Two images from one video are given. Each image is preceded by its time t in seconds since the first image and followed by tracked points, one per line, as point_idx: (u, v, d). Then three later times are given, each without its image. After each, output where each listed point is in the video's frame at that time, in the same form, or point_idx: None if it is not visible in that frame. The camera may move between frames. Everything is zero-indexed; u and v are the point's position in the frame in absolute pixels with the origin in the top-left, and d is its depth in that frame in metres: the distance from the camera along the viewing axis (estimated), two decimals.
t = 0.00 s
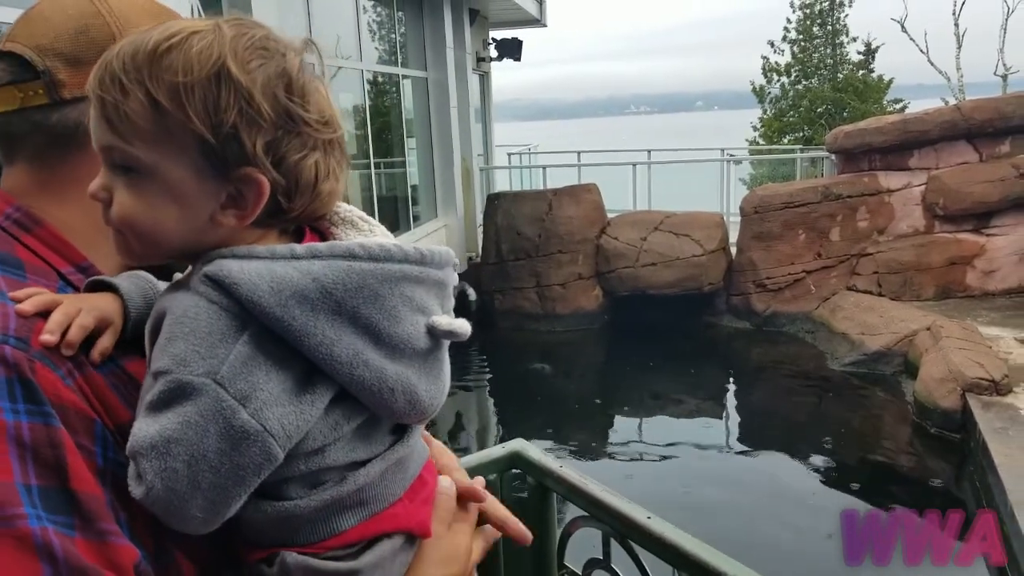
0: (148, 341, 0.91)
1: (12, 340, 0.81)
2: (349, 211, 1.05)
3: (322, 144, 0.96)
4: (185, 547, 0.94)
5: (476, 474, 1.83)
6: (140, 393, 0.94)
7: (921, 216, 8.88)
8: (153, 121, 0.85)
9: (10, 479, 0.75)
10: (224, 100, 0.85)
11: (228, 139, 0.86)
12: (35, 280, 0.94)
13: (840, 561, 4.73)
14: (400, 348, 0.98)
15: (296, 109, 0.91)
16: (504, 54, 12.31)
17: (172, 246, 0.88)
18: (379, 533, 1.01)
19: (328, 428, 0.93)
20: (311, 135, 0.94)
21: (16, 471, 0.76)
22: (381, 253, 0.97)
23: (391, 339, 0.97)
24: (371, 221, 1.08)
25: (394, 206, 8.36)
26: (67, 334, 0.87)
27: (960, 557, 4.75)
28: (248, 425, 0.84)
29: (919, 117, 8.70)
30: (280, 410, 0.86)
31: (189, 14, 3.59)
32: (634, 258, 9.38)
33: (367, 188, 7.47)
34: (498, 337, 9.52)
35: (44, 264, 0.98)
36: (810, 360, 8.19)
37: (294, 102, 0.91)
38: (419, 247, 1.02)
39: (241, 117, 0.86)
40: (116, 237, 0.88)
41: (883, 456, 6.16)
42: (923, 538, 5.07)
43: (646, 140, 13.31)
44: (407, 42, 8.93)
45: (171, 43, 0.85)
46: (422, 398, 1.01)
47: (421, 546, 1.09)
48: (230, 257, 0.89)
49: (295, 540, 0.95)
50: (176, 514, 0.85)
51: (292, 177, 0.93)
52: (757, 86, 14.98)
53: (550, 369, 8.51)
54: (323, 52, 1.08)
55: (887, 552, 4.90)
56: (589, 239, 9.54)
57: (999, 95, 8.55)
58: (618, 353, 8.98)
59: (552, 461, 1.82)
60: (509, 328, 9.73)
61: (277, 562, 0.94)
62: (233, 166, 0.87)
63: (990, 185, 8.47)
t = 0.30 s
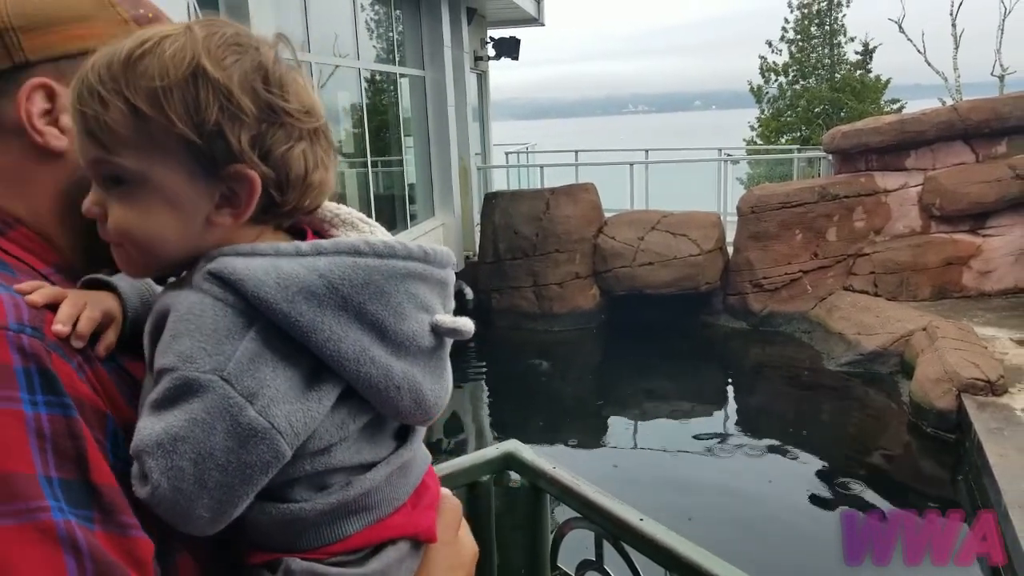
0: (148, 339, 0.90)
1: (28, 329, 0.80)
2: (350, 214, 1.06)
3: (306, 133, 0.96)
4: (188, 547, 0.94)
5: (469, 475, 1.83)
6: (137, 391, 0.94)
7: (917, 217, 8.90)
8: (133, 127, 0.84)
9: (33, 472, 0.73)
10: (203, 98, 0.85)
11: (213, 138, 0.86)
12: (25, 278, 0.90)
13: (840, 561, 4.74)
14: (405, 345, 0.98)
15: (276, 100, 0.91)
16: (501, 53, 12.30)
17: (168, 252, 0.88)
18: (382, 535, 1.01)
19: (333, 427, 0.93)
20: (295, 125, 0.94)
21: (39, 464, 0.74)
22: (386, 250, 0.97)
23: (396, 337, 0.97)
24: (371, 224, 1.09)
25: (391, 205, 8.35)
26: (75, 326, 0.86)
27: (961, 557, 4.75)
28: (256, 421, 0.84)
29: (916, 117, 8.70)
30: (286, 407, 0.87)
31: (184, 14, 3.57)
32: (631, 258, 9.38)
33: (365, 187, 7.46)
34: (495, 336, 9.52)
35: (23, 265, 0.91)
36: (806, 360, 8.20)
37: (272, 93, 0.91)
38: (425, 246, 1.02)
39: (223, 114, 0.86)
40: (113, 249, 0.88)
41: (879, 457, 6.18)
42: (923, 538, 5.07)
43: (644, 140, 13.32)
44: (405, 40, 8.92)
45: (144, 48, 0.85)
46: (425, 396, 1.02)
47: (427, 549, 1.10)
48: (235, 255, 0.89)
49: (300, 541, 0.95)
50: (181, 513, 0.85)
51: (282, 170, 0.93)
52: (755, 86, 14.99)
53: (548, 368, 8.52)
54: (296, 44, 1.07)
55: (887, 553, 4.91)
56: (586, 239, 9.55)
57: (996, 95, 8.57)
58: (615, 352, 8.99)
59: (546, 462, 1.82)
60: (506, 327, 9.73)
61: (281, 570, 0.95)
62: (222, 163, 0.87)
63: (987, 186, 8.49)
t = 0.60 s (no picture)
0: (163, 336, 0.88)
1: (24, 317, 0.77)
2: (367, 222, 1.04)
3: (340, 142, 0.95)
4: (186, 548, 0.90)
5: (463, 475, 1.82)
6: (132, 391, 0.91)
7: (916, 215, 8.89)
8: (173, 123, 0.83)
9: (24, 464, 0.70)
10: (245, 99, 0.84)
11: (251, 140, 0.85)
12: None
13: (841, 562, 4.73)
14: (428, 353, 0.97)
15: (316, 107, 0.90)
16: (500, 49, 12.27)
17: (192, 254, 0.87)
18: (391, 548, 0.98)
19: (353, 433, 0.92)
20: (332, 133, 0.93)
21: (31, 455, 0.70)
22: (414, 258, 0.96)
23: (419, 345, 0.96)
24: (389, 232, 1.06)
25: (388, 202, 8.32)
26: (71, 318, 0.84)
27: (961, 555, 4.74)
28: (280, 425, 0.83)
29: (915, 115, 8.68)
30: (310, 412, 0.85)
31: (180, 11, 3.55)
32: (629, 256, 9.37)
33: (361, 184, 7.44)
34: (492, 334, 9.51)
35: None
36: (804, 359, 8.18)
37: (312, 100, 0.90)
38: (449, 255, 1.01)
39: (262, 116, 0.85)
40: (136, 246, 0.86)
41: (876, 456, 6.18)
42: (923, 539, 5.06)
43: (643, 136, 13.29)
44: (402, 36, 8.89)
45: (187, 45, 0.83)
46: (444, 406, 1.01)
47: (434, 565, 1.05)
48: (259, 254, 0.87)
49: (305, 548, 0.93)
50: (196, 516, 0.82)
51: (314, 178, 0.92)
52: (754, 83, 14.97)
53: (545, 366, 8.49)
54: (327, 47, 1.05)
55: (887, 553, 4.90)
56: (584, 236, 9.53)
57: (995, 93, 8.55)
58: (613, 351, 8.97)
59: (541, 462, 1.81)
60: (504, 324, 9.72)
61: None
62: (257, 165, 0.86)
63: (985, 184, 8.47)
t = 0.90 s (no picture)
0: (156, 332, 0.87)
1: None
2: (369, 219, 1.02)
3: (356, 142, 0.93)
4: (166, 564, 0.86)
5: (458, 475, 1.81)
6: (116, 405, 0.89)
7: (911, 212, 8.90)
8: (188, 97, 0.82)
9: None
10: (262, 81, 0.82)
11: (263, 123, 0.83)
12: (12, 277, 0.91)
13: (841, 561, 4.75)
14: (432, 352, 0.95)
15: (337, 102, 0.89)
16: (495, 46, 12.24)
17: (186, 234, 0.85)
18: (387, 551, 0.97)
19: (352, 433, 0.90)
20: (349, 132, 0.91)
21: None
22: (417, 252, 0.94)
23: (422, 342, 0.94)
24: (388, 227, 1.04)
25: (383, 199, 8.30)
26: (52, 324, 0.88)
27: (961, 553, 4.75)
28: (278, 424, 0.80)
29: (911, 113, 8.69)
30: (310, 411, 0.83)
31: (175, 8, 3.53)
32: (625, 254, 9.37)
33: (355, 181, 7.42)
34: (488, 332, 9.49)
35: None
36: (800, 357, 8.19)
37: (332, 93, 0.88)
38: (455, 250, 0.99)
39: (277, 101, 0.84)
40: (130, 220, 0.84)
41: (871, 454, 6.19)
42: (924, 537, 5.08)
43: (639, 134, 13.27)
44: (397, 33, 8.87)
45: (212, 21, 0.83)
46: (445, 405, 0.98)
47: (433, 568, 1.04)
48: (259, 247, 0.85)
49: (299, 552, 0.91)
50: (190, 520, 0.80)
51: (323, 172, 0.89)
52: (750, 80, 14.97)
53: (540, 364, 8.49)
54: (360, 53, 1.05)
55: (887, 552, 4.92)
56: (579, 234, 9.52)
57: (990, 91, 8.55)
58: (608, 349, 8.96)
59: (536, 462, 1.80)
60: (500, 323, 9.70)
61: None
62: (265, 150, 0.84)
63: (980, 182, 8.43)
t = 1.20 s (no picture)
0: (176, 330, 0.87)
1: (20, 302, 0.74)
2: (388, 219, 1.04)
3: (369, 146, 0.94)
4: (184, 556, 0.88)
5: (450, 472, 1.82)
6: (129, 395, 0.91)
7: (901, 210, 8.95)
8: (194, 103, 0.83)
9: (20, 458, 0.65)
10: (267, 87, 0.83)
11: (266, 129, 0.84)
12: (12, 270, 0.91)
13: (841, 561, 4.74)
14: (448, 367, 0.97)
15: (348, 109, 0.90)
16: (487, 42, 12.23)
17: (198, 237, 0.87)
18: (392, 533, 0.98)
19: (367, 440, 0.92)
20: (360, 137, 0.92)
21: (27, 449, 0.66)
22: (437, 266, 0.96)
23: (438, 355, 0.96)
24: (410, 228, 1.06)
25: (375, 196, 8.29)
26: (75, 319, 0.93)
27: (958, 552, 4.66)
28: (301, 436, 0.82)
29: (901, 111, 8.74)
30: (330, 420, 0.85)
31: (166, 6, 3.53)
32: (617, 251, 9.39)
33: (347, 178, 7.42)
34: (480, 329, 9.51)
35: None
36: (791, 353, 8.23)
37: (342, 97, 0.89)
38: (473, 262, 1.01)
39: (281, 105, 0.84)
40: (142, 220, 0.87)
41: (862, 451, 6.24)
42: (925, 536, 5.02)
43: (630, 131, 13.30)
44: (388, 30, 8.85)
45: (220, 19, 0.83)
46: (457, 415, 1.00)
47: (434, 551, 1.06)
48: (283, 256, 0.86)
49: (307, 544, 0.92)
50: (209, 523, 0.82)
51: (330, 178, 0.90)
52: (741, 78, 15.02)
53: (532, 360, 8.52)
54: (377, 49, 1.05)
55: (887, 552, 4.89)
56: (572, 231, 9.54)
57: (980, 89, 8.60)
58: (600, 346, 8.99)
59: (528, 458, 1.81)
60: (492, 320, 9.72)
61: (284, 556, 0.90)
62: (268, 157, 0.85)
63: (969, 179, 8.47)
